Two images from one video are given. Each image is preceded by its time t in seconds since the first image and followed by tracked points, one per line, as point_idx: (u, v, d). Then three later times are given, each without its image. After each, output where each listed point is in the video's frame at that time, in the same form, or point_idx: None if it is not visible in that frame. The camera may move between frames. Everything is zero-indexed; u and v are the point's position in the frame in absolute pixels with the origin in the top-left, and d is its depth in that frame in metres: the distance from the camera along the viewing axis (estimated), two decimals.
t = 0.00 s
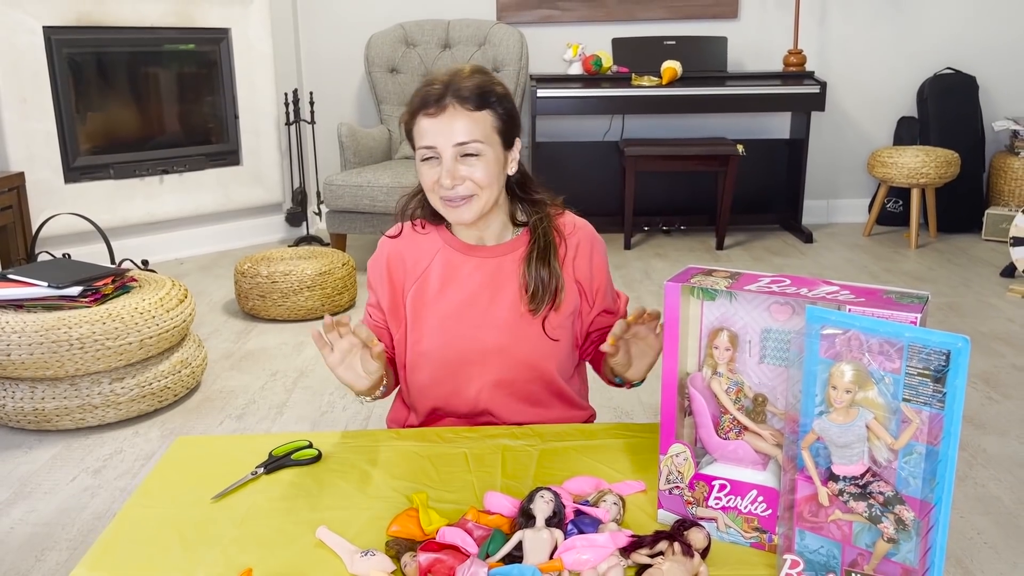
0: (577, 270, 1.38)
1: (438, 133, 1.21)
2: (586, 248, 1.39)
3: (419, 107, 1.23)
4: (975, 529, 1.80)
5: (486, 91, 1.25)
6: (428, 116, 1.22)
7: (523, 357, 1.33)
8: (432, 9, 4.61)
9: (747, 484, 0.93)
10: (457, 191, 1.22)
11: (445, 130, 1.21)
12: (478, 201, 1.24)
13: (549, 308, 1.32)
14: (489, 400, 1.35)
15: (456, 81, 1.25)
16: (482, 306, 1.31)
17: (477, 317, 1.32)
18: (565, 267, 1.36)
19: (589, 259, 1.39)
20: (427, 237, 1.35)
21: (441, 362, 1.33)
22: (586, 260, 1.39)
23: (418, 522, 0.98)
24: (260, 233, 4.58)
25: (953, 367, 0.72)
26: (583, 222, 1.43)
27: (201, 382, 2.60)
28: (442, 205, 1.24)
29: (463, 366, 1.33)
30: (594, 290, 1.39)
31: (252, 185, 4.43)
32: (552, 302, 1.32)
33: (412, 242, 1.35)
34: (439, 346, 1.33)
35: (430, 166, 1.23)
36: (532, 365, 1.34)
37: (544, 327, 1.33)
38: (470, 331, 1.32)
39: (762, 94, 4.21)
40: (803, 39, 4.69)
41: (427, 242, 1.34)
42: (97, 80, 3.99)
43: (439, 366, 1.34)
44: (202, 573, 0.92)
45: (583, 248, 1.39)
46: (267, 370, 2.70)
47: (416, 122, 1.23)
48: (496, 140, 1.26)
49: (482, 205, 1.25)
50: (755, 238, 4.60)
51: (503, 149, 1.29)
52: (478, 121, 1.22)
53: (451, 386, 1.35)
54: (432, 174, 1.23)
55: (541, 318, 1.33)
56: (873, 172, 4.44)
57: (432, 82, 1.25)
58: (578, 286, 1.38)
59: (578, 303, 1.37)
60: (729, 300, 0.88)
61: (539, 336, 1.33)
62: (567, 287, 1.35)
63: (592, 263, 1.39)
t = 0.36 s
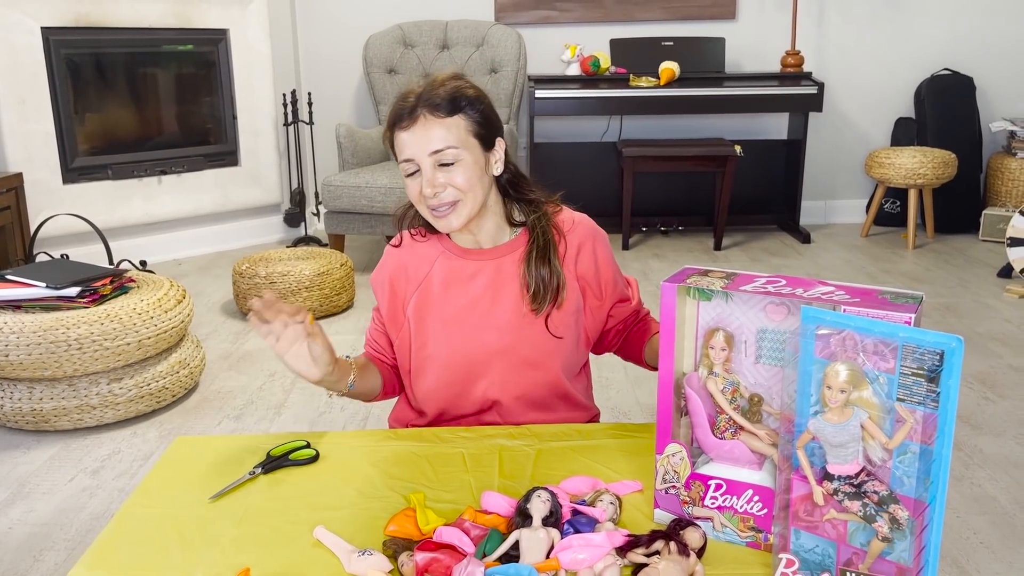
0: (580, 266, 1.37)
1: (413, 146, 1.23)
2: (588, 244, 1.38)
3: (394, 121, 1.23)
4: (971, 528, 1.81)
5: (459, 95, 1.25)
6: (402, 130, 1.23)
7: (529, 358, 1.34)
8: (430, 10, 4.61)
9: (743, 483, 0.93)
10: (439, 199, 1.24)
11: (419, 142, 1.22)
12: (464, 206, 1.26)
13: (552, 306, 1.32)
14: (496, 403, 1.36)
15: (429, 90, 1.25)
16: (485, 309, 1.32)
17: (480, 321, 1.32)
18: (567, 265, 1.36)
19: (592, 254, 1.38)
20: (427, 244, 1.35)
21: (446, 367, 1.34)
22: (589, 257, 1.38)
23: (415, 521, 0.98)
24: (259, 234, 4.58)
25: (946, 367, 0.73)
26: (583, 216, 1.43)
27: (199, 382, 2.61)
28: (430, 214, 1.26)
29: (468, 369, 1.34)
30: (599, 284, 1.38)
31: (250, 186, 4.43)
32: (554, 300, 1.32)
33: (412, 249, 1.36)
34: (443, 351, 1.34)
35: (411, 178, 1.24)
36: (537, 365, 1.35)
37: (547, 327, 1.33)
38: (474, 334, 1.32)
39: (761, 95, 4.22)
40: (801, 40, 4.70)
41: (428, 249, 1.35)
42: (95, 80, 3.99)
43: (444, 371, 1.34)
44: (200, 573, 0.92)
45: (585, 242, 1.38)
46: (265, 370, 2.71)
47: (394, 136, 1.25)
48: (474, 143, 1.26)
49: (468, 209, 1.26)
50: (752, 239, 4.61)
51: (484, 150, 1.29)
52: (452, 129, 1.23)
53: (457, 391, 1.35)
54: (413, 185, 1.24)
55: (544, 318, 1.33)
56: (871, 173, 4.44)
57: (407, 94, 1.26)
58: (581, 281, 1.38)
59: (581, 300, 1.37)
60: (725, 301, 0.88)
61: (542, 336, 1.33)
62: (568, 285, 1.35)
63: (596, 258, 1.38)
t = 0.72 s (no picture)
0: (576, 275, 1.36)
1: (412, 154, 1.22)
2: (586, 253, 1.37)
3: (393, 129, 1.22)
4: (970, 528, 1.80)
5: (460, 105, 1.24)
6: (402, 138, 1.22)
7: (527, 366, 1.33)
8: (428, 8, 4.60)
9: (740, 483, 0.93)
10: (438, 209, 1.23)
11: (419, 151, 1.22)
12: (462, 217, 1.24)
13: (548, 317, 1.32)
14: (492, 410, 1.35)
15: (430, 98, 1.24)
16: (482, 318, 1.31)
17: (477, 330, 1.31)
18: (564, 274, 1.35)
19: (589, 264, 1.37)
20: (425, 251, 1.34)
21: (443, 374, 1.33)
22: (586, 266, 1.37)
23: (410, 521, 0.97)
24: (257, 233, 4.58)
25: (945, 366, 0.72)
26: (580, 224, 1.42)
27: (196, 382, 2.60)
28: (429, 224, 1.25)
29: (465, 377, 1.33)
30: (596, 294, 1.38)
31: (249, 184, 4.43)
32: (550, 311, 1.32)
33: (410, 256, 1.35)
34: (440, 359, 1.33)
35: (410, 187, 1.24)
36: (534, 373, 1.34)
37: (544, 337, 1.32)
38: (472, 342, 1.32)
39: (761, 93, 4.21)
40: (800, 39, 4.69)
41: (426, 256, 1.34)
42: (93, 79, 3.98)
43: (441, 379, 1.34)
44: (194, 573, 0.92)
45: (582, 251, 1.37)
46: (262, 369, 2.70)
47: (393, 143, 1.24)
48: (474, 153, 1.25)
49: (467, 221, 1.25)
50: (752, 237, 4.60)
51: (484, 161, 1.28)
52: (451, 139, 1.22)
53: (454, 398, 1.35)
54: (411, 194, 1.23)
55: (541, 328, 1.32)
56: (870, 172, 4.43)
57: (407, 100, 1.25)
58: (578, 290, 1.37)
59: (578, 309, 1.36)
60: (722, 299, 0.87)
61: (539, 346, 1.33)
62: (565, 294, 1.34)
63: (593, 268, 1.37)
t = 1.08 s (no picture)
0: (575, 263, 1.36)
1: (438, 117, 1.21)
2: (586, 242, 1.37)
3: (416, 94, 1.23)
4: (982, 530, 1.75)
5: (483, 78, 1.26)
6: (427, 100, 1.22)
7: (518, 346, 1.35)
8: None
9: (744, 488, 0.88)
10: (458, 174, 1.21)
11: (446, 114, 1.21)
12: (482, 184, 1.23)
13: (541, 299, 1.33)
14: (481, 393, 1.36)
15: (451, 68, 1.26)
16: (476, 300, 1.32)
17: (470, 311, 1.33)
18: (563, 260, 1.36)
19: (590, 254, 1.36)
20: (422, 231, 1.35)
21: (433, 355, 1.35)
22: (586, 255, 1.36)
23: (397, 528, 0.92)
24: (254, 227, 4.54)
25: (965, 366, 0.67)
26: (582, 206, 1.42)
27: (188, 379, 2.56)
28: (442, 193, 1.22)
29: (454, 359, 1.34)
30: (603, 287, 1.36)
31: (245, 178, 4.38)
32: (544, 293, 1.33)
33: (404, 236, 1.35)
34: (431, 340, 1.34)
35: (431, 151, 1.22)
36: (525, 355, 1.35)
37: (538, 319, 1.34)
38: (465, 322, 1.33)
39: (765, 84, 4.15)
40: (804, 30, 4.63)
41: (424, 237, 1.35)
42: (88, 71, 3.94)
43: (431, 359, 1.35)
44: None
45: (582, 237, 1.37)
46: (257, 366, 2.66)
47: (414, 108, 1.23)
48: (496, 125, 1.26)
49: (486, 189, 1.24)
50: (755, 231, 4.55)
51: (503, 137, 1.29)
52: (478, 104, 1.23)
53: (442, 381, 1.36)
54: (431, 158, 1.21)
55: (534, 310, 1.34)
56: (877, 164, 4.38)
57: (426, 70, 1.25)
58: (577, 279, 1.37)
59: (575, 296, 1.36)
60: (726, 295, 0.82)
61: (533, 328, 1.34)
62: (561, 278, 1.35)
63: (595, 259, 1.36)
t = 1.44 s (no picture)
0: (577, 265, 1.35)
1: (449, 132, 1.20)
2: (589, 244, 1.35)
3: (426, 105, 1.20)
4: (987, 529, 1.74)
5: (493, 87, 1.24)
6: (438, 114, 1.20)
7: (519, 350, 1.35)
8: None
9: (747, 489, 0.86)
10: (472, 193, 1.21)
11: (458, 129, 1.20)
12: (493, 202, 1.23)
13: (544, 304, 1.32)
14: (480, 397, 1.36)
15: (459, 75, 1.23)
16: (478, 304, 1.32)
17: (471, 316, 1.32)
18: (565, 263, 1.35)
19: (593, 256, 1.35)
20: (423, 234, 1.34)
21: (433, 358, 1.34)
22: (589, 258, 1.35)
23: (395, 529, 0.91)
24: (254, 223, 4.53)
25: (973, 366, 0.66)
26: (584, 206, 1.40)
27: (188, 376, 2.55)
28: (455, 210, 1.23)
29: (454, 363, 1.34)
30: (605, 289, 1.34)
31: (245, 173, 4.37)
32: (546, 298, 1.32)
33: (406, 237, 1.34)
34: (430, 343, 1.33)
35: (442, 166, 1.21)
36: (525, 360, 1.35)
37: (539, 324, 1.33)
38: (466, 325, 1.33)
39: (767, 81, 4.13)
40: (807, 25, 4.61)
41: (424, 239, 1.34)
42: (88, 66, 3.92)
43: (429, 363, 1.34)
44: None
45: (585, 238, 1.35)
46: (256, 363, 2.64)
47: (423, 121, 1.20)
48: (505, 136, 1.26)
49: (497, 205, 1.24)
50: (758, 227, 4.53)
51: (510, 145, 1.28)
52: (490, 118, 1.21)
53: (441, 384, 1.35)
54: (443, 174, 1.21)
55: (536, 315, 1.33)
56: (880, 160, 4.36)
57: (433, 77, 1.22)
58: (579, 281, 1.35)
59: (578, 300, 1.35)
60: (729, 293, 0.81)
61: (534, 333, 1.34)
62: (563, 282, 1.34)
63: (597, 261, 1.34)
